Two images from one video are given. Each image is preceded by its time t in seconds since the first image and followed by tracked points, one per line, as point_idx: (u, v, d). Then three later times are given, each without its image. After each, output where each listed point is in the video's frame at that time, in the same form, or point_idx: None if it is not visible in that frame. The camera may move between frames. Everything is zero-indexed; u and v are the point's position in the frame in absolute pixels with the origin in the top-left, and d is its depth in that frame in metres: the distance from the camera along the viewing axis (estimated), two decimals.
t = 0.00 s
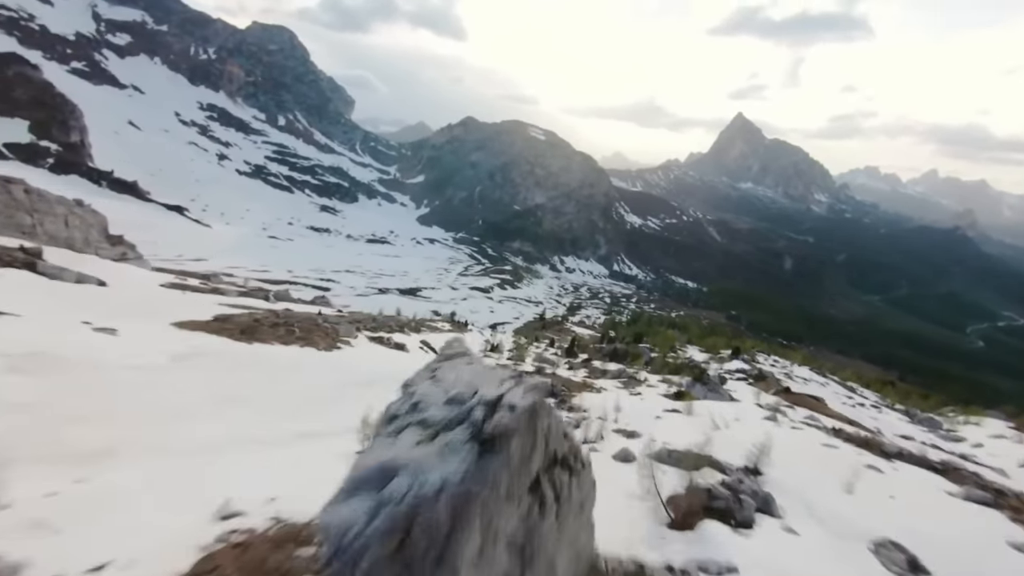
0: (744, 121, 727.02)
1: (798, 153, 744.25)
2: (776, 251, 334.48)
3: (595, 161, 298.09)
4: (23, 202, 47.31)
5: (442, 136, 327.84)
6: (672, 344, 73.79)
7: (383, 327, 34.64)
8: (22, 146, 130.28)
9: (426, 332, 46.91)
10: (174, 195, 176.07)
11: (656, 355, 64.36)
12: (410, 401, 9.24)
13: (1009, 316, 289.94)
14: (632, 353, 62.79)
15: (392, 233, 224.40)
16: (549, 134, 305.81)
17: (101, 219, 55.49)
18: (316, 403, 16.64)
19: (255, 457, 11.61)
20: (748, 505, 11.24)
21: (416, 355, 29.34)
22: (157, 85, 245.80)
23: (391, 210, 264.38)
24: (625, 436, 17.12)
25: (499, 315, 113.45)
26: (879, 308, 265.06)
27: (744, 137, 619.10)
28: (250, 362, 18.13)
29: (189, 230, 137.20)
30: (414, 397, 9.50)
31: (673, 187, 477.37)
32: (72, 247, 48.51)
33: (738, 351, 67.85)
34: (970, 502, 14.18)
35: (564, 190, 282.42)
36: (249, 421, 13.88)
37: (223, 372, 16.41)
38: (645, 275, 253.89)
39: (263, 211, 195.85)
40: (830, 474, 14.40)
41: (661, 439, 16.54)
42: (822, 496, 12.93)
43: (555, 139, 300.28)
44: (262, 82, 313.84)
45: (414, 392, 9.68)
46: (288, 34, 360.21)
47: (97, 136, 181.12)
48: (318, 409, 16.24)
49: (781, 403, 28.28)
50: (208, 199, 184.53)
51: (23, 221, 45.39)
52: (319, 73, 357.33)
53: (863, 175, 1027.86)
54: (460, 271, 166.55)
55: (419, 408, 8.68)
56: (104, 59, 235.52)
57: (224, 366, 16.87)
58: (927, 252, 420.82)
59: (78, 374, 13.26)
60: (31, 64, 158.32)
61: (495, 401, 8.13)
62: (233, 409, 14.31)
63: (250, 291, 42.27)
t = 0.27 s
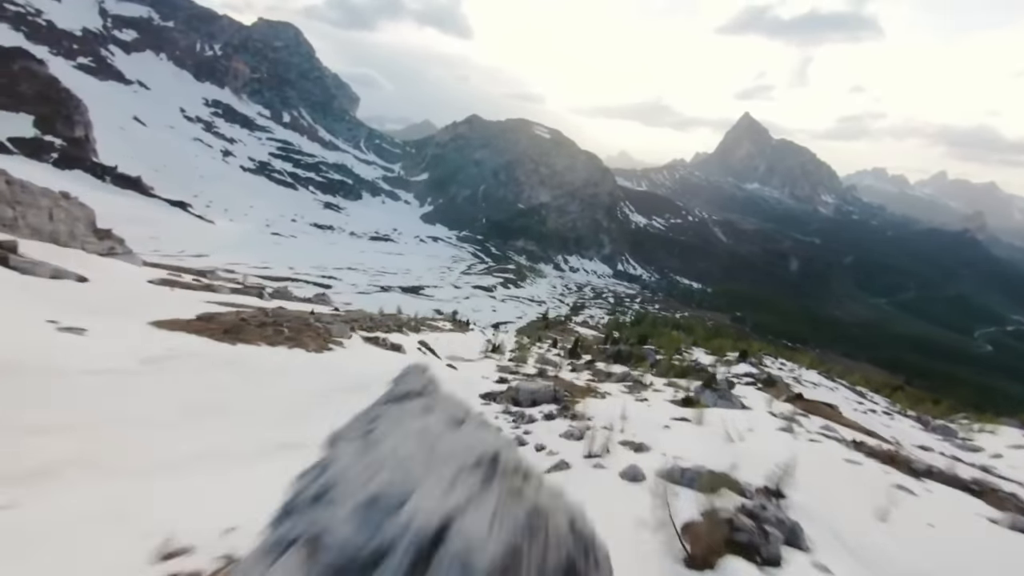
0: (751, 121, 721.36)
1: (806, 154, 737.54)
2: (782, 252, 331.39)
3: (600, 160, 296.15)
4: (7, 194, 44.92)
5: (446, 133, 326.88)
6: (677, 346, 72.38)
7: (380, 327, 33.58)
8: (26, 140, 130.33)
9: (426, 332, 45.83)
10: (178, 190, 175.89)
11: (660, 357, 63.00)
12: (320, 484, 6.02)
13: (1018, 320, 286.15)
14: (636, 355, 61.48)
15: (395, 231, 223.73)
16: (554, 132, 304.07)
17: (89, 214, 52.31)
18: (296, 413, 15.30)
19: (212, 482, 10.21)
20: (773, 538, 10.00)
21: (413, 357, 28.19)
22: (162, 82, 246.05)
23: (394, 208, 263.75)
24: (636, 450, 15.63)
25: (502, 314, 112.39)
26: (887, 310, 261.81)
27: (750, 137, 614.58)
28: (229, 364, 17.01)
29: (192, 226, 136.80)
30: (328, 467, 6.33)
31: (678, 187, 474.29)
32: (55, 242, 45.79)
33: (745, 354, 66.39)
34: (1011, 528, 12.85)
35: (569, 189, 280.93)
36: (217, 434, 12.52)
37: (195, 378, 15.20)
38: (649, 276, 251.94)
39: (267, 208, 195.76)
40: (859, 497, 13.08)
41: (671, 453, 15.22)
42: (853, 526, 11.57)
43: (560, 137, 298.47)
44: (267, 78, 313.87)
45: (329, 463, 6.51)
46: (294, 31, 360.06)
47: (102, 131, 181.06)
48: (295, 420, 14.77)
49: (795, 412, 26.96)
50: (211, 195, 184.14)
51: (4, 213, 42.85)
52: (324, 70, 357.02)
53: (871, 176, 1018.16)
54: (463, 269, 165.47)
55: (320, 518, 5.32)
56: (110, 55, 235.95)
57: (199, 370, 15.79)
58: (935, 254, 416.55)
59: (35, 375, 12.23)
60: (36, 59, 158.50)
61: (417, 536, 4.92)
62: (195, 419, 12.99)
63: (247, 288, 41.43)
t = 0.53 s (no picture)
0: (755, 115, 714.82)
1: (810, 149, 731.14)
2: (786, 248, 328.89)
3: (602, 155, 293.59)
4: None
5: (447, 128, 324.40)
6: (681, 342, 71.10)
7: (376, 325, 32.32)
8: (24, 136, 129.24)
9: (424, 330, 44.62)
10: (177, 186, 174.71)
11: (664, 354, 61.77)
12: None
13: None
14: (640, 352, 60.29)
15: (396, 226, 222.30)
16: (556, 127, 301.38)
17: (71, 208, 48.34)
18: (274, 422, 14.39)
19: (171, 501, 9.52)
20: (806, 572, 9.08)
21: (410, 358, 27.01)
22: (162, 77, 244.32)
23: (395, 203, 262.07)
24: (645, 462, 14.49)
25: (503, 311, 111.15)
26: (891, 306, 259.69)
27: (754, 132, 609.22)
28: (209, 368, 15.93)
29: (191, 222, 135.76)
30: None
31: (681, 182, 470.87)
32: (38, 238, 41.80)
33: (750, 352, 65.17)
34: None
35: (570, 183, 278.87)
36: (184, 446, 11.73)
37: (168, 384, 14.24)
38: (651, 271, 250.17)
39: (267, 203, 194.56)
40: (891, 520, 12.02)
41: (683, 467, 14.05)
42: (889, 553, 10.54)
43: (562, 132, 295.81)
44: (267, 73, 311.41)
45: None
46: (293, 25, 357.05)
47: (100, 126, 179.63)
48: (271, 429, 13.86)
49: (808, 415, 25.79)
50: (211, 191, 182.95)
51: None
52: (324, 65, 354.36)
53: (875, 171, 1010.23)
54: (464, 265, 164.12)
55: None
56: (109, 50, 234.11)
57: (173, 375, 14.76)
58: (939, 249, 413.40)
59: None
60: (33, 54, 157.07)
61: None
62: (164, 428, 12.24)
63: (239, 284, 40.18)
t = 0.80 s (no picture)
0: (757, 108, 708.91)
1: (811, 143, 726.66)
2: (788, 243, 327.06)
3: (603, 149, 291.24)
4: None
5: (447, 123, 322.23)
6: (684, 339, 70.08)
7: (371, 322, 31.13)
8: (19, 132, 127.82)
9: (422, 327, 43.45)
10: (175, 182, 173.17)
11: (667, 351, 60.56)
12: None
13: None
14: (642, 349, 59.20)
15: (396, 222, 220.82)
16: (556, 121, 298.69)
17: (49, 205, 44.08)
18: (249, 435, 13.38)
19: (133, 538, 8.71)
20: None
21: (405, 358, 25.90)
22: (159, 72, 242.23)
23: (395, 199, 260.58)
24: (654, 476, 13.38)
25: (504, 307, 110.05)
26: (893, 301, 258.30)
27: (755, 126, 604.98)
28: (182, 375, 14.86)
29: (189, 218, 134.53)
30: None
31: (682, 177, 468.14)
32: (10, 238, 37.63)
33: (754, 348, 64.09)
34: None
35: (571, 178, 276.99)
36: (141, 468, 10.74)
37: (136, 393, 13.23)
38: (653, 267, 248.85)
39: (265, 199, 193.27)
40: (927, 549, 11.12)
41: (695, 481, 12.92)
42: None
43: (563, 126, 293.20)
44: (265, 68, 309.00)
45: None
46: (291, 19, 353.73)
47: (97, 122, 177.99)
48: (246, 446, 12.86)
49: (822, 417, 24.64)
50: (209, 187, 181.66)
51: None
52: (323, 59, 351.40)
53: (877, 166, 1005.25)
54: (464, 261, 162.91)
55: None
56: (106, 45, 231.89)
57: (143, 382, 13.72)
58: (941, 244, 411.24)
59: None
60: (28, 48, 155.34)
61: None
62: (124, 445, 11.28)
63: (231, 281, 39.02)
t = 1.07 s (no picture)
0: (758, 104, 705.52)
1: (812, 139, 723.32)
2: (788, 239, 325.93)
3: (603, 145, 289.62)
4: None
5: (446, 120, 320.66)
6: (686, 336, 69.32)
7: (366, 321, 30.31)
8: (15, 130, 126.76)
9: (419, 325, 42.57)
10: (173, 179, 172.13)
11: (669, 349, 59.76)
12: None
13: None
14: (644, 347, 58.46)
15: (395, 219, 219.72)
16: (556, 117, 296.74)
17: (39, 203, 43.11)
18: (232, 441, 12.67)
19: (102, 558, 7.98)
20: None
21: (401, 358, 25.12)
22: (157, 69, 240.61)
23: (394, 196, 259.37)
24: (662, 485, 12.61)
25: (504, 304, 109.28)
26: (894, 298, 257.57)
27: (756, 122, 601.99)
28: (164, 377, 14.11)
29: (186, 216, 133.56)
30: None
31: (683, 173, 466.39)
32: None
33: (758, 346, 63.31)
34: None
35: (571, 175, 275.76)
36: (113, 477, 10.08)
37: (113, 397, 12.49)
38: (653, 264, 247.90)
39: (264, 197, 192.30)
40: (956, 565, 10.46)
41: (707, 491, 12.18)
42: None
43: (563, 122, 291.28)
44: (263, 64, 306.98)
45: None
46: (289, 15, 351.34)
47: (94, 119, 176.69)
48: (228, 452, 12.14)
49: (831, 420, 23.88)
50: (208, 184, 180.69)
51: None
52: (321, 55, 349.29)
53: (878, 162, 1001.55)
54: (463, 258, 161.99)
55: None
56: (103, 42, 230.32)
57: (120, 386, 12.98)
58: (942, 240, 410.36)
59: None
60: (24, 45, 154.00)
61: None
62: (98, 452, 10.61)
63: (224, 279, 38.17)
